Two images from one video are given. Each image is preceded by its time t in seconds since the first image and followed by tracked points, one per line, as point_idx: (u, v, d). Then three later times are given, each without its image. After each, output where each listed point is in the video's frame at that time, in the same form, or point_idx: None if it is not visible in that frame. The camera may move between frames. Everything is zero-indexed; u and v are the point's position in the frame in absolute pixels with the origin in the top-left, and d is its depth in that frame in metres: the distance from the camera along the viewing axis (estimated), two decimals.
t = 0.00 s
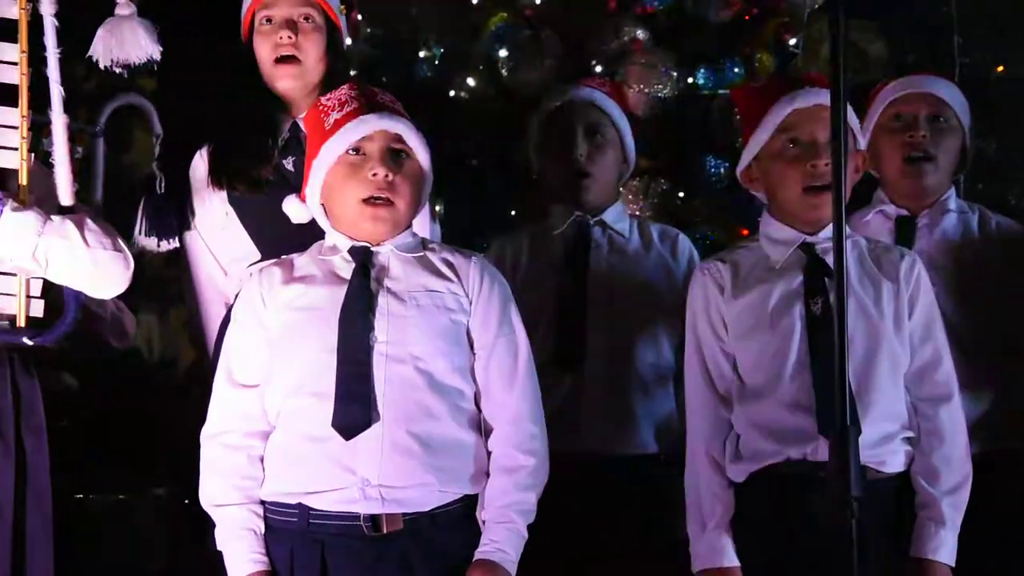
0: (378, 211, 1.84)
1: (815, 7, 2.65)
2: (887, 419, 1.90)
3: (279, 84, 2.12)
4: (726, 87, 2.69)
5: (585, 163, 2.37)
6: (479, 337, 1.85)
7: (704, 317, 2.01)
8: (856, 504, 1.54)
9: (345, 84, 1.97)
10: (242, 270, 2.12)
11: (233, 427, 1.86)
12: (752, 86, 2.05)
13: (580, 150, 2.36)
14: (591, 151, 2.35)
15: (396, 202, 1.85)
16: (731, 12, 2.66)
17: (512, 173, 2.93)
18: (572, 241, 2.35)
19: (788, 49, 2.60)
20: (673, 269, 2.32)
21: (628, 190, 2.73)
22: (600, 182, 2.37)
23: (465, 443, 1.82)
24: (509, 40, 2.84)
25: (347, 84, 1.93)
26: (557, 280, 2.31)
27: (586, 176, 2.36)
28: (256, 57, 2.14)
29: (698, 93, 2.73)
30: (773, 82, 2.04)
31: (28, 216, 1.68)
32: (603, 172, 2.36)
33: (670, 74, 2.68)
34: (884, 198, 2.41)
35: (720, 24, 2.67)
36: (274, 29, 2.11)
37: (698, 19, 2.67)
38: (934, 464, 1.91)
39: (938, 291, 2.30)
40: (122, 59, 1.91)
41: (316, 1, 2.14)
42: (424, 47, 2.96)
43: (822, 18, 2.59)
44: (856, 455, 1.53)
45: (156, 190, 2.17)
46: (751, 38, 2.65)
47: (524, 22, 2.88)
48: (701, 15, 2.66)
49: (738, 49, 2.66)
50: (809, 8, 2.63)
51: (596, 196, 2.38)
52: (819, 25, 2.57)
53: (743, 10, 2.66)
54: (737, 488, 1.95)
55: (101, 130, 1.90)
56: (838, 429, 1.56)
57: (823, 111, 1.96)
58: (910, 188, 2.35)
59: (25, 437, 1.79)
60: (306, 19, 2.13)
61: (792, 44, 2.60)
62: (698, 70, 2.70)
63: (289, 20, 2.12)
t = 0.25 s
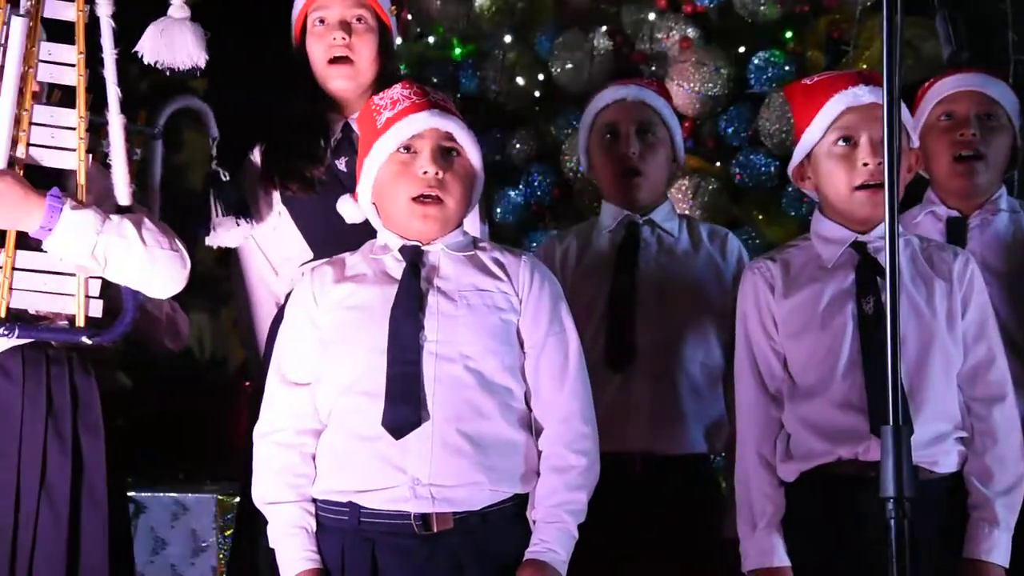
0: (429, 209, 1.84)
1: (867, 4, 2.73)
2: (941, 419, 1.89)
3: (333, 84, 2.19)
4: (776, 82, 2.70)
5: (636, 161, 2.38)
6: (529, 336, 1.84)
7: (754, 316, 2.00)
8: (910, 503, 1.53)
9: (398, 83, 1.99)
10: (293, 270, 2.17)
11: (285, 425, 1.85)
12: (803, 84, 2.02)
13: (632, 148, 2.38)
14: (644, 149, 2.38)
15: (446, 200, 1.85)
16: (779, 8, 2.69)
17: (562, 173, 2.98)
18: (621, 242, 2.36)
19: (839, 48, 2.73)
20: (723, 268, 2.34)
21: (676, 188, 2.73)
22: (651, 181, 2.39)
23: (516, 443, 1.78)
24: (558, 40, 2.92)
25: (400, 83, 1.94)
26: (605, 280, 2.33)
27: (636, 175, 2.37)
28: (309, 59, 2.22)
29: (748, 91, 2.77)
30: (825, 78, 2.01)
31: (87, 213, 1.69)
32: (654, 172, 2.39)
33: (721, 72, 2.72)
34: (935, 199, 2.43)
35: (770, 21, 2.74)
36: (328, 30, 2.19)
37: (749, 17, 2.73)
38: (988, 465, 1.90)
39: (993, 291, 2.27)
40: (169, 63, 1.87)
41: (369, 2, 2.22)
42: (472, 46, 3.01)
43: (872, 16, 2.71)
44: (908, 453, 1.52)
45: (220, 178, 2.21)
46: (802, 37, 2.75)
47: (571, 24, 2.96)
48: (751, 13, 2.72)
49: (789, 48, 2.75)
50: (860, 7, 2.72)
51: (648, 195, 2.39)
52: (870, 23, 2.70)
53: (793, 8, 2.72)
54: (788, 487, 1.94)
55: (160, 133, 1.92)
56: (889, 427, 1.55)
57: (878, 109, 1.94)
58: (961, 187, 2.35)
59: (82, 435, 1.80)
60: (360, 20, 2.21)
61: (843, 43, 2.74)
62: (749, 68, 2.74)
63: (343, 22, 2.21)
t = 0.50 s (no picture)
0: (459, 207, 1.84)
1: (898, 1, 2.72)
2: (970, 418, 1.88)
3: (364, 82, 2.25)
4: (805, 81, 2.67)
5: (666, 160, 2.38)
6: (559, 336, 1.84)
7: (783, 315, 2.00)
8: (938, 503, 1.51)
9: (431, 83, 1.98)
10: (321, 269, 2.21)
11: (316, 423, 1.85)
12: (833, 82, 2.02)
13: (663, 147, 2.39)
14: (674, 148, 2.38)
15: (476, 199, 1.85)
16: (808, 6, 2.67)
17: (591, 173, 2.98)
18: (650, 242, 2.38)
19: (869, 45, 2.72)
20: (752, 269, 2.35)
21: (705, 187, 2.74)
22: (681, 179, 2.39)
23: (546, 442, 1.79)
24: (587, 37, 2.87)
25: (432, 82, 1.93)
26: (635, 279, 2.35)
27: (666, 173, 2.37)
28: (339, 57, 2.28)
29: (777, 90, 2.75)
30: (855, 77, 2.01)
31: (121, 216, 1.74)
32: (684, 171, 2.39)
33: (749, 70, 2.70)
34: (962, 196, 2.45)
35: (799, 18, 2.70)
36: (358, 30, 2.24)
37: (778, 15, 2.71)
38: (1019, 465, 1.88)
39: None
40: (215, 66, 1.88)
41: (398, 2, 2.27)
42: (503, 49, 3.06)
43: (903, 13, 2.68)
44: (938, 454, 1.50)
45: (250, 196, 2.29)
46: (831, 34, 2.73)
47: (603, 19, 2.88)
48: (780, 11, 2.70)
49: (816, 44, 2.73)
50: (891, 4, 2.70)
51: (676, 194, 2.40)
52: (901, 20, 2.68)
53: (824, 6, 2.70)
54: (816, 486, 1.94)
55: (193, 132, 1.94)
56: (920, 427, 1.53)
57: (909, 108, 1.93)
58: (989, 183, 2.37)
59: (118, 436, 1.82)
60: (389, 20, 2.26)
61: (874, 41, 2.72)
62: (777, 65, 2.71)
63: (372, 21, 2.26)
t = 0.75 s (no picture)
0: (484, 205, 1.85)
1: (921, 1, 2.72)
2: (993, 418, 1.88)
3: (384, 80, 2.27)
4: (828, 81, 2.67)
5: (691, 161, 2.38)
6: (584, 336, 1.85)
7: (805, 314, 2.00)
8: (963, 504, 1.48)
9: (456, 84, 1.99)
10: (341, 269, 2.21)
11: (339, 423, 1.84)
12: (858, 82, 2.04)
13: (687, 149, 2.38)
14: (699, 150, 2.38)
15: (502, 197, 1.86)
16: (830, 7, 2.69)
17: (612, 173, 2.98)
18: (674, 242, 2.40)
19: (892, 45, 2.71)
20: (774, 269, 2.39)
21: (727, 188, 2.75)
22: (706, 179, 2.38)
23: (571, 442, 1.79)
24: (609, 37, 2.88)
25: (457, 83, 1.94)
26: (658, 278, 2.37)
27: (691, 173, 2.37)
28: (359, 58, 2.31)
29: (799, 90, 2.75)
30: (878, 77, 2.02)
31: (149, 220, 1.76)
32: (709, 172, 2.38)
33: (771, 70, 2.71)
34: (985, 197, 2.45)
35: (821, 18, 2.73)
36: (380, 32, 2.28)
37: (800, 15, 2.72)
38: None
39: None
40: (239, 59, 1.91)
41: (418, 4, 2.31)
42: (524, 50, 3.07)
43: (926, 12, 2.69)
44: (961, 453, 1.47)
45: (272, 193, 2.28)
46: (854, 34, 2.75)
47: (625, 20, 2.88)
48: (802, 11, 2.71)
49: (840, 44, 2.75)
50: (914, 4, 2.71)
51: (700, 195, 2.39)
52: (924, 20, 2.69)
53: (846, 6, 2.71)
54: (838, 485, 1.94)
55: (217, 133, 1.94)
56: (942, 426, 1.49)
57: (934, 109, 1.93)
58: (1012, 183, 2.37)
59: (145, 437, 1.83)
60: (410, 22, 2.29)
61: (896, 40, 2.71)
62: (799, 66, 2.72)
63: (393, 24, 2.29)
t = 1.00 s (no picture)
0: (505, 202, 1.85)
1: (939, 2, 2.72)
2: (1013, 418, 1.87)
3: (399, 80, 2.25)
4: (846, 81, 2.67)
5: (712, 161, 2.41)
6: (604, 336, 1.85)
7: (826, 315, 2.00)
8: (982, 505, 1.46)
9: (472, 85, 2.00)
10: (353, 269, 2.22)
11: (358, 423, 1.85)
12: (877, 83, 2.05)
13: (708, 149, 2.41)
14: (720, 150, 2.41)
15: (522, 195, 1.86)
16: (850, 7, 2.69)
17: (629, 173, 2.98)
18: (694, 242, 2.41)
19: (910, 46, 2.71)
20: (792, 270, 2.38)
21: (745, 187, 2.75)
22: (726, 178, 2.42)
23: (590, 442, 1.79)
24: (626, 38, 2.87)
25: (476, 83, 1.95)
26: (675, 277, 2.40)
27: (713, 172, 2.40)
28: (373, 58, 2.29)
29: (817, 90, 2.76)
30: (898, 77, 2.03)
31: (166, 217, 1.75)
32: (730, 171, 2.42)
33: (788, 70, 2.71)
34: (1004, 195, 2.46)
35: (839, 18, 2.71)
36: (391, 32, 2.25)
37: (818, 15, 2.71)
38: None
39: None
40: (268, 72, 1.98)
41: (428, 3, 2.29)
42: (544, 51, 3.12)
43: (945, 13, 2.68)
44: (980, 454, 1.45)
45: (302, 181, 2.25)
46: (872, 34, 2.74)
47: (641, 20, 2.88)
48: (820, 10, 2.70)
49: (858, 44, 2.75)
50: (933, 4, 2.70)
51: (720, 195, 2.42)
52: (942, 21, 2.67)
53: (864, 6, 2.70)
54: (858, 486, 1.94)
55: (233, 132, 2.02)
56: (960, 427, 1.47)
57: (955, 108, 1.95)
58: None
59: (158, 438, 1.82)
60: (421, 22, 2.27)
61: (914, 40, 2.71)
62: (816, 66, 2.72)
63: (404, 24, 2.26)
